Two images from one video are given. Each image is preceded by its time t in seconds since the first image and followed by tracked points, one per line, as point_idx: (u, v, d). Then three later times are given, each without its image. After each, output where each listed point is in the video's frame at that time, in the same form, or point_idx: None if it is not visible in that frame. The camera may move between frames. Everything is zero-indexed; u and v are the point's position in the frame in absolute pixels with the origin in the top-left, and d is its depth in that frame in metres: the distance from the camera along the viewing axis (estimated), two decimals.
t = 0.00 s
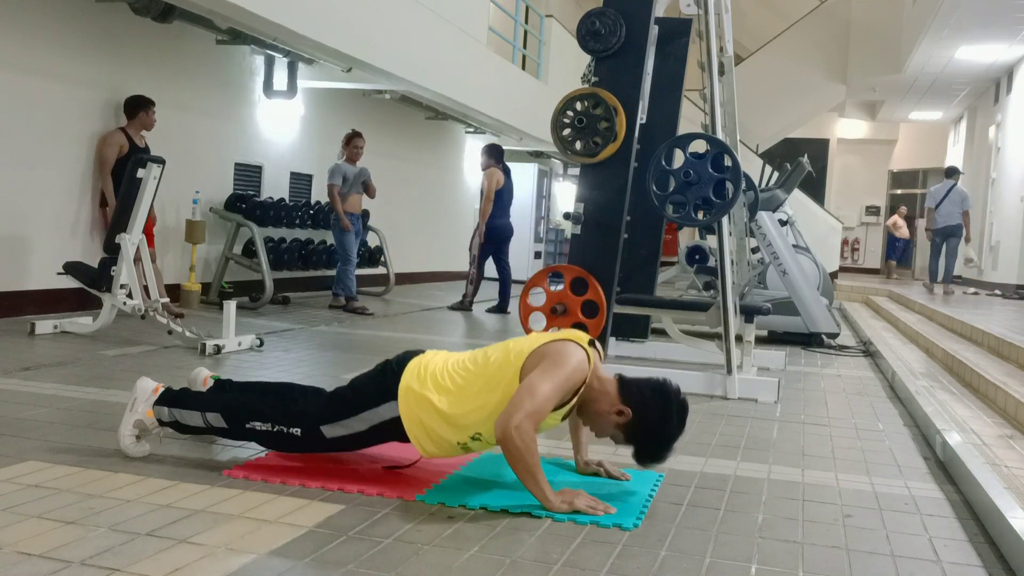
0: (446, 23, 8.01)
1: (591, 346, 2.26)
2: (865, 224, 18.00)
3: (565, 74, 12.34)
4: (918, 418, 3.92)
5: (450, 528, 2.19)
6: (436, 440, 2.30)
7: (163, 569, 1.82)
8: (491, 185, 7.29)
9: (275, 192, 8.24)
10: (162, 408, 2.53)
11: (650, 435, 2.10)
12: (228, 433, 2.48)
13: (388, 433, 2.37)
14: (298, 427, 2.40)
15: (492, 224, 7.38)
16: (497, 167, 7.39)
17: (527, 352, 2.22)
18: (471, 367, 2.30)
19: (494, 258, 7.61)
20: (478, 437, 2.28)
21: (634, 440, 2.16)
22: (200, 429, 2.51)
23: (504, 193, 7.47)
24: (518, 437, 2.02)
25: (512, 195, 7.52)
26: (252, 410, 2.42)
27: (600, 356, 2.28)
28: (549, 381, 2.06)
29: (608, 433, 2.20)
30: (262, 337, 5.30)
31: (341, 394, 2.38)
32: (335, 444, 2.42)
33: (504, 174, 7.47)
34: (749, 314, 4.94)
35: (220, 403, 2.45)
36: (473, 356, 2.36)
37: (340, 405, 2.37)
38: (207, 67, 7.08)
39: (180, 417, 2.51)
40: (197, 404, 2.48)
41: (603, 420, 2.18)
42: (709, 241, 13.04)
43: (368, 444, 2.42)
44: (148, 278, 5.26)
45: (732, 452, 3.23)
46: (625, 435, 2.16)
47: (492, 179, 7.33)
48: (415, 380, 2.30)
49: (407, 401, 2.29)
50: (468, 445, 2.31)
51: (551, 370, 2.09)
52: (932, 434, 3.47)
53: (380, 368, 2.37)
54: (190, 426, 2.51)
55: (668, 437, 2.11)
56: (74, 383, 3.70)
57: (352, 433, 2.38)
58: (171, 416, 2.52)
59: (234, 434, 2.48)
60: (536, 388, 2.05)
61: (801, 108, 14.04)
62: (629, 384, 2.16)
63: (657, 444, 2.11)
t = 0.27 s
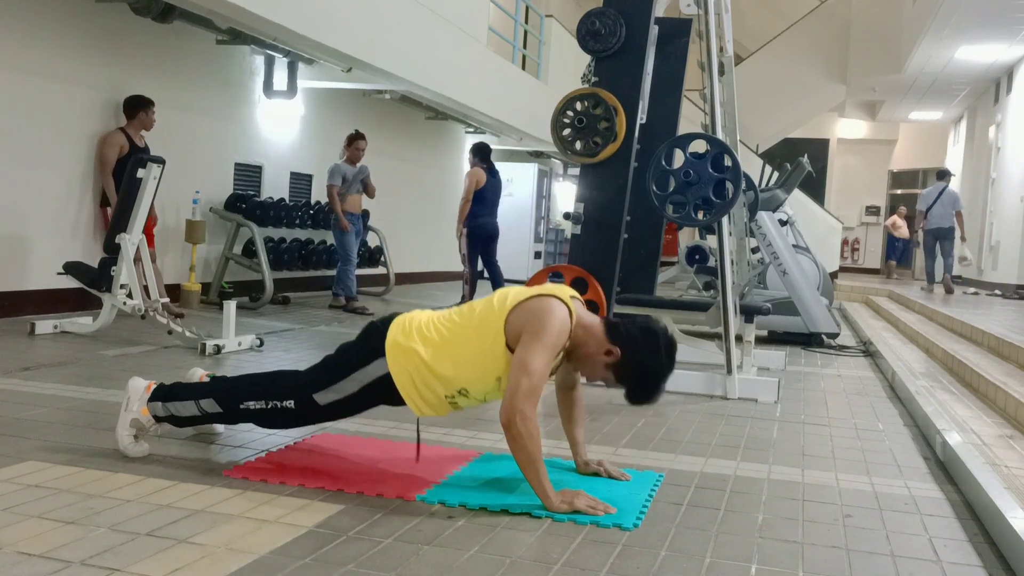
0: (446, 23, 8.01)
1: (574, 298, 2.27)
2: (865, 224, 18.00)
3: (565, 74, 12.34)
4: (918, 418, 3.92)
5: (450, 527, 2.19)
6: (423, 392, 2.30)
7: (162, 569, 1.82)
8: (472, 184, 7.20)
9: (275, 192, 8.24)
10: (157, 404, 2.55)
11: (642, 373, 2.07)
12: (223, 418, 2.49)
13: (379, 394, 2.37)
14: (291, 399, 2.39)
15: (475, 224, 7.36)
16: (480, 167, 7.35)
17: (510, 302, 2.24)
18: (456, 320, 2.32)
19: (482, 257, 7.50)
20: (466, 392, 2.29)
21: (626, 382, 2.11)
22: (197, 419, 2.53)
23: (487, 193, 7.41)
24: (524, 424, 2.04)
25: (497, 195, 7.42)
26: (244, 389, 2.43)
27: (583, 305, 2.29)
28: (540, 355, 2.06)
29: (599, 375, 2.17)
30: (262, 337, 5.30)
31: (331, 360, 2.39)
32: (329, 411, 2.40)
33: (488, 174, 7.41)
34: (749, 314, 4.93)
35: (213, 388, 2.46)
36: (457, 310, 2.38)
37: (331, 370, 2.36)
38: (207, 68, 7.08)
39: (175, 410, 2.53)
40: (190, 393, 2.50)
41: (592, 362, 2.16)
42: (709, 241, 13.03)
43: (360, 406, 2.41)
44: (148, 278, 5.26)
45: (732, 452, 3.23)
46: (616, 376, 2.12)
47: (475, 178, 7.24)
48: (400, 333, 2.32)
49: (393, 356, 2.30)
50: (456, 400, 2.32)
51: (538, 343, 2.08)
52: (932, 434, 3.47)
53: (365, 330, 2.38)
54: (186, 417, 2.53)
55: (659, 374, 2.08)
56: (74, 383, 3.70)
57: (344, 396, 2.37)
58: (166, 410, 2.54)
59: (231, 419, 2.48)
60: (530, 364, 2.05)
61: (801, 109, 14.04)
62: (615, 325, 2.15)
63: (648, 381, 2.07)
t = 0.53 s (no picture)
0: (446, 23, 8.00)
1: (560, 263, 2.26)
2: (865, 224, 18.00)
3: (565, 74, 12.33)
4: (918, 418, 3.92)
5: (450, 527, 2.19)
6: (411, 359, 2.32)
7: (162, 569, 1.82)
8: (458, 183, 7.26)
9: (275, 192, 8.24)
10: (151, 401, 2.54)
11: (629, 329, 2.05)
12: (219, 408, 2.47)
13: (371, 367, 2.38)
14: (285, 379, 2.39)
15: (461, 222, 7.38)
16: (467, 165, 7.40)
17: (496, 268, 2.24)
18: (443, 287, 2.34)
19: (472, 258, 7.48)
20: (453, 358, 2.30)
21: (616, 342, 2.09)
22: (193, 412, 2.52)
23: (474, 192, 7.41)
24: (541, 409, 2.08)
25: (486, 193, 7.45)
26: (238, 375, 2.43)
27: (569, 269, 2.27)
28: (546, 338, 2.07)
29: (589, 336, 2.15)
30: (262, 336, 5.30)
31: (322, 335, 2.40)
32: (322, 388, 2.41)
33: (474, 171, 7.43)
34: (749, 314, 4.93)
35: (205, 379, 2.45)
36: (445, 277, 2.40)
37: (324, 345, 2.38)
38: (207, 68, 7.08)
39: (170, 406, 2.51)
40: (184, 387, 2.49)
41: (581, 323, 2.14)
42: (709, 242, 13.03)
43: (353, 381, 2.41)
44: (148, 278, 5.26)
45: (733, 452, 3.23)
46: (604, 334, 2.10)
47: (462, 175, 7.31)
48: (387, 303, 2.34)
49: (380, 324, 2.32)
50: (444, 366, 2.34)
51: (539, 321, 2.07)
52: (932, 434, 3.47)
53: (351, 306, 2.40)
54: (182, 411, 2.52)
55: (648, 330, 2.06)
56: (75, 384, 3.70)
57: (338, 370, 2.37)
58: (162, 406, 2.53)
59: (226, 408, 2.47)
60: (538, 350, 2.05)
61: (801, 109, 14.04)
62: (602, 284, 2.13)
63: (635, 338, 2.06)
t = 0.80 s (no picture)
0: (446, 23, 8.01)
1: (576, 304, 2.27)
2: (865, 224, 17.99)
3: (565, 74, 12.33)
4: (917, 418, 3.93)
5: (450, 527, 2.19)
6: (421, 397, 2.30)
7: (162, 569, 1.82)
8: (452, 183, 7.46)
9: (275, 192, 8.24)
10: (154, 405, 2.54)
11: (640, 379, 2.05)
12: (222, 420, 2.49)
13: (379, 398, 2.36)
14: (289, 402, 2.39)
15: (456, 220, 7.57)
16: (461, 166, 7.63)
17: (512, 308, 2.23)
18: (456, 326, 2.32)
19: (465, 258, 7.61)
20: (463, 397, 2.29)
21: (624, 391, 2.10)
22: (195, 420, 2.53)
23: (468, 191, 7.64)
24: (525, 426, 2.05)
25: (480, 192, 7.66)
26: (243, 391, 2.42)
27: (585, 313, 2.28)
28: (544, 352, 2.06)
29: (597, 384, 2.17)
30: (262, 337, 5.30)
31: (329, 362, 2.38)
32: (327, 414, 2.40)
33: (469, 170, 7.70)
34: (749, 314, 4.94)
35: (210, 391, 2.46)
36: (458, 316, 2.37)
37: (330, 373, 2.36)
38: (206, 68, 7.07)
39: (173, 411, 2.52)
40: (188, 395, 2.49)
41: (592, 370, 2.15)
42: (709, 242, 13.03)
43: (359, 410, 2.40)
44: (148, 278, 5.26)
45: (732, 452, 3.23)
46: (614, 385, 2.11)
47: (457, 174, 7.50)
48: (399, 338, 2.30)
49: (391, 360, 2.29)
50: (453, 405, 2.32)
51: (545, 338, 2.08)
52: (932, 434, 3.48)
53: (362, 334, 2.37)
54: (185, 418, 2.53)
55: (657, 385, 2.05)
56: (75, 383, 3.70)
57: (342, 399, 2.36)
58: (165, 410, 2.54)
59: (228, 420, 2.48)
60: (531, 361, 2.05)
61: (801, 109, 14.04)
62: (616, 333, 2.14)
63: (647, 391, 2.05)
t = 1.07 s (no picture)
0: (446, 22, 8.01)
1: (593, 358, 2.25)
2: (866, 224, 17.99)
3: (565, 73, 12.33)
4: (917, 418, 3.93)
5: (450, 527, 2.19)
6: (434, 447, 2.30)
7: (163, 569, 1.82)
8: (452, 183, 7.69)
9: (275, 192, 8.24)
10: (161, 409, 2.53)
11: (651, 449, 2.10)
12: (225, 437, 2.48)
13: (389, 442, 2.35)
14: (297, 432, 2.39)
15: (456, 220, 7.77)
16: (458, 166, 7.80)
17: (528, 362, 2.21)
18: (472, 377, 2.31)
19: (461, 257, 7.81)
20: (477, 449, 2.29)
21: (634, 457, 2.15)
22: (198, 432, 2.51)
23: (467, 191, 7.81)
24: (516, 444, 2.03)
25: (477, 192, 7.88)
26: (253, 414, 2.42)
27: (601, 366, 2.28)
28: (551, 385, 2.07)
29: (606, 445, 2.20)
30: (262, 337, 5.31)
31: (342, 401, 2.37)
32: (335, 451, 2.40)
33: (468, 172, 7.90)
34: (749, 314, 4.93)
35: (220, 406, 2.45)
36: (474, 367, 2.36)
37: (343, 411, 2.35)
38: (206, 67, 7.07)
39: (179, 419, 2.50)
40: (197, 406, 2.48)
41: (603, 431, 2.17)
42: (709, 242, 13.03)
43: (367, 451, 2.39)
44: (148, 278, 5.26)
45: (732, 452, 3.23)
46: (625, 448, 2.15)
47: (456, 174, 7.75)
48: (415, 389, 2.29)
49: (407, 411, 2.28)
50: (466, 455, 2.33)
51: (558, 375, 2.09)
52: (932, 434, 3.48)
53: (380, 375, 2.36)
54: (189, 428, 2.51)
55: (667, 452, 2.11)
56: (75, 383, 3.70)
57: (350, 440, 2.36)
58: (170, 416, 2.52)
59: (232, 439, 2.47)
60: (537, 390, 2.05)
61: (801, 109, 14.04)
62: (631, 398, 2.17)
63: (656, 460, 2.11)
